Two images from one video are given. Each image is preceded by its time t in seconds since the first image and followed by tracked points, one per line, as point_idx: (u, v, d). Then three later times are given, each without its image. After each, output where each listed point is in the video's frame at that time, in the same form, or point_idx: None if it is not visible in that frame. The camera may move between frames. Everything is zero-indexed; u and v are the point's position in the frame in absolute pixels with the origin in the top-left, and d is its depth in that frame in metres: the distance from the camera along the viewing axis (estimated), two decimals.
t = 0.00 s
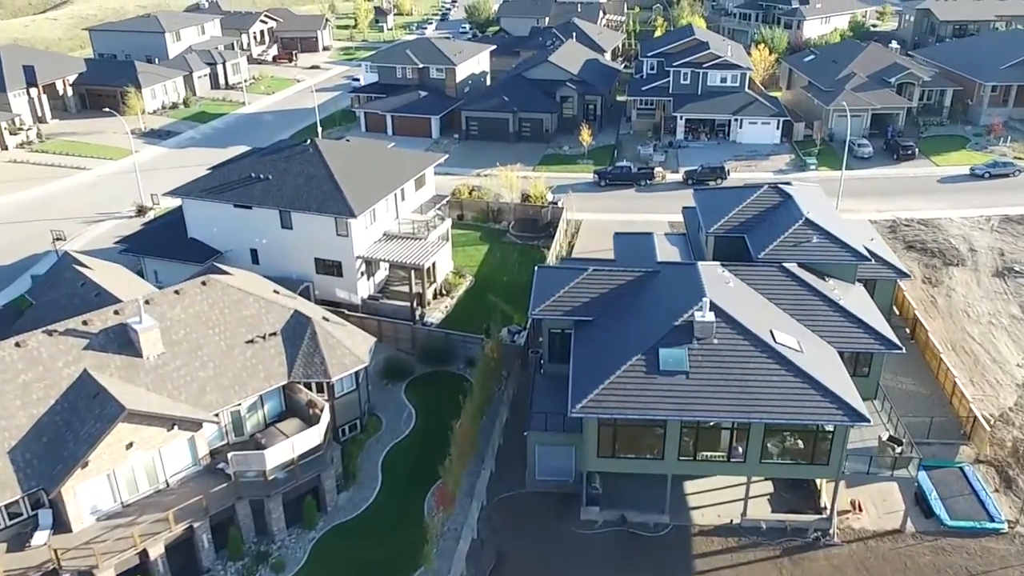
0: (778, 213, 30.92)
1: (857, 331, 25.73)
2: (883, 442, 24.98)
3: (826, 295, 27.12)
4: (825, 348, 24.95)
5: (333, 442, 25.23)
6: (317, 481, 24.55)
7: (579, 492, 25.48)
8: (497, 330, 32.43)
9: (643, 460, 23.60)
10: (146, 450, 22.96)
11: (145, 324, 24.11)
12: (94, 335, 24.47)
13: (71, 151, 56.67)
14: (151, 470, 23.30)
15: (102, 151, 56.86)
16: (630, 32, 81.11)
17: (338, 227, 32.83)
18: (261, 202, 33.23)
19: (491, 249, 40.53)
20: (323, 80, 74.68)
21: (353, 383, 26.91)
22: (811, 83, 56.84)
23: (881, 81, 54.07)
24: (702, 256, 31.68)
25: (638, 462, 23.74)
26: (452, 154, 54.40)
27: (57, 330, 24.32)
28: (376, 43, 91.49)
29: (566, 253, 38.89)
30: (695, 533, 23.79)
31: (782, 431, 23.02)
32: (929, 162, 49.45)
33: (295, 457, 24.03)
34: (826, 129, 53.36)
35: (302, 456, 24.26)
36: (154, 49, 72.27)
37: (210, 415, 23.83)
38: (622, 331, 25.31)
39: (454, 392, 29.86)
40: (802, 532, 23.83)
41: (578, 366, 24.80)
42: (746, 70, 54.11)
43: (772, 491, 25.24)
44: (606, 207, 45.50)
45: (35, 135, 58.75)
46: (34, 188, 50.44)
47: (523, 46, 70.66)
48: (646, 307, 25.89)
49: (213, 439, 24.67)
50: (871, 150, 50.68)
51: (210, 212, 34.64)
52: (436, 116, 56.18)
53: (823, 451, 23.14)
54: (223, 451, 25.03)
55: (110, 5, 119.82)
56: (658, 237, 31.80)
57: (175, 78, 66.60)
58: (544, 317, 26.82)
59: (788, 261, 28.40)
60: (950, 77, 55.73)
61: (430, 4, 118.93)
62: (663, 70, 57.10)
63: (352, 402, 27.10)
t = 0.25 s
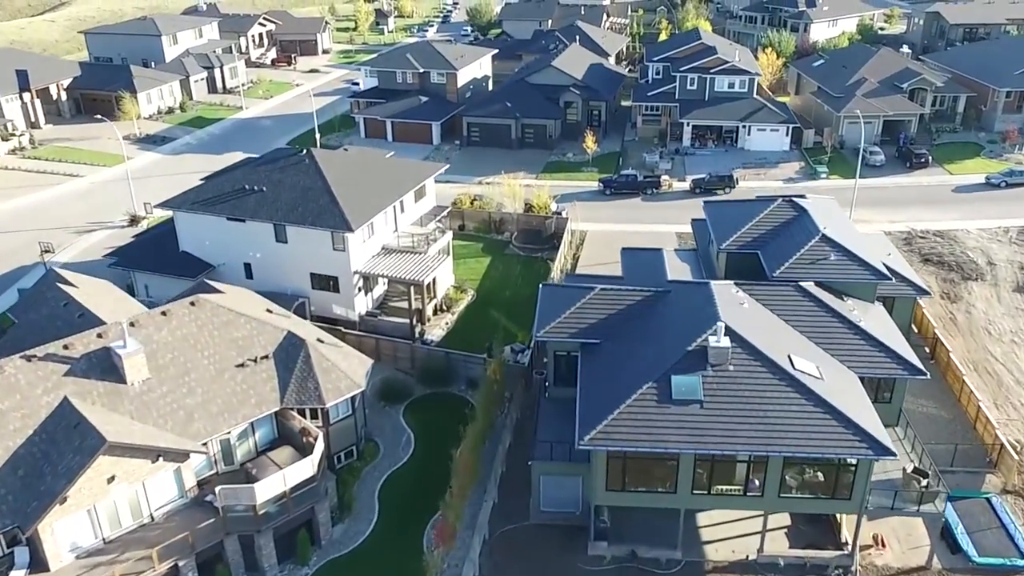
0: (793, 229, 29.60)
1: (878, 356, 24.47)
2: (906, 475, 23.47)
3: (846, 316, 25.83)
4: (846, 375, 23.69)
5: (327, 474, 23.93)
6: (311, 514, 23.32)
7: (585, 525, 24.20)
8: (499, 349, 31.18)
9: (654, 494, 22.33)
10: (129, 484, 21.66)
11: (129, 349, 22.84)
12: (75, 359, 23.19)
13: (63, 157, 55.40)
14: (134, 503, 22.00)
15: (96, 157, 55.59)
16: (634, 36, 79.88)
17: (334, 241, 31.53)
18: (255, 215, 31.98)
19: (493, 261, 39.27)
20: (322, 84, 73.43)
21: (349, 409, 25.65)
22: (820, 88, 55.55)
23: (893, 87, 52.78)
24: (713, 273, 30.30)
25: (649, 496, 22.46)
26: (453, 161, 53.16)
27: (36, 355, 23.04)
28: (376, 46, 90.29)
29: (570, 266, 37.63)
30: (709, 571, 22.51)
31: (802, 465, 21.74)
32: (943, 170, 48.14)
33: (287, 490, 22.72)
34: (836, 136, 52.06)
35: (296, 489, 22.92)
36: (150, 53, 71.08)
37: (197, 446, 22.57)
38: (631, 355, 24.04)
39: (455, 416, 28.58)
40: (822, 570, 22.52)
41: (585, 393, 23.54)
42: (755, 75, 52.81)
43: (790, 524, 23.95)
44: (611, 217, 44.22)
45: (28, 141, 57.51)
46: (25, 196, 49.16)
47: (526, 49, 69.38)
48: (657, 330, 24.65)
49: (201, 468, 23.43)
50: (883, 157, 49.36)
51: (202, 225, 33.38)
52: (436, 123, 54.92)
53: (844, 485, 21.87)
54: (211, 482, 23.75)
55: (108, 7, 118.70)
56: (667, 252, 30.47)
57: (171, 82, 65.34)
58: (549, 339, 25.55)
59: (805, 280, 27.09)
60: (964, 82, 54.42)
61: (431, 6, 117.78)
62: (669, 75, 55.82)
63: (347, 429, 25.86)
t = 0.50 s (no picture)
0: (810, 245, 28.36)
1: (903, 382, 23.24)
2: (934, 509, 21.98)
3: (867, 339, 24.62)
4: (870, 403, 22.47)
5: (321, 507, 22.63)
6: (305, 549, 22.23)
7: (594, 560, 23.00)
8: (503, 368, 29.99)
9: (668, 531, 21.12)
10: (112, 519, 20.37)
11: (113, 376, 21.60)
12: (57, 386, 21.99)
13: (57, 163, 54.24)
14: (118, 538, 20.74)
15: (90, 164, 54.41)
16: (638, 40, 78.71)
17: (332, 257, 30.32)
18: (249, 228, 30.79)
19: (496, 274, 38.06)
20: (322, 88, 72.25)
21: (346, 435, 24.48)
22: (831, 93, 54.32)
23: (905, 93, 51.54)
24: (726, 290, 29.04)
25: (662, 533, 21.27)
26: (455, 168, 51.98)
27: (16, 382, 21.84)
28: (377, 49, 89.16)
29: (576, 279, 36.41)
30: None
31: (825, 501, 20.51)
32: (957, 179, 46.90)
33: (280, 525, 21.49)
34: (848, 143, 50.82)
35: (288, 523, 21.67)
36: (147, 56, 69.94)
37: (185, 478, 21.34)
38: (643, 382, 22.85)
39: (458, 440, 27.38)
40: None
41: (595, 422, 22.36)
42: (764, 80, 51.59)
43: (809, 560, 22.76)
44: (617, 227, 43.00)
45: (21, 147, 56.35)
46: (16, 204, 47.99)
47: (529, 53, 68.20)
48: (670, 355, 23.46)
49: (189, 500, 22.26)
50: (896, 165, 48.13)
51: (195, 238, 32.20)
52: (438, 128, 53.74)
53: (869, 522, 20.66)
54: (201, 514, 22.54)
55: (105, 9, 117.56)
56: (678, 269, 29.23)
57: (168, 87, 64.20)
58: (556, 363, 24.34)
59: (824, 300, 25.86)
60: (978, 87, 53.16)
61: (432, 7, 116.63)
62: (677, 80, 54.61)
63: (344, 456, 24.67)
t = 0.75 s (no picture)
0: (828, 261, 27.21)
1: (931, 410, 22.05)
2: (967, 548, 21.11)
3: (892, 363, 23.43)
4: (896, 434, 21.29)
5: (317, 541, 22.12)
6: None
7: None
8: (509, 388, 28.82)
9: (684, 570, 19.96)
10: (96, 556, 18.95)
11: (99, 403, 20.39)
12: (40, 414, 20.83)
13: (52, 170, 53.13)
14: None
15: (86, 170, 53.27)
16: (644, 43, 77.55)
17: (331, 272, 29.19)
18: (245, 242, 29.65)
19: (500, 287, 36.89)
20: (322, 92, 71.12)
21: (344, 463, 23.35)
22: (842, 99, 53.13)
23: (919, 98, 50.37)
24: (741, 308, 27.87)
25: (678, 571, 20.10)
26: (458, 175, 50.84)
27: None
28: (379, 51, 88.05)
29: (583, 292, 35.20)
30: None
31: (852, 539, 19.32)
32: (974, 187, 45.69)
33: (273, 562, 20.87)
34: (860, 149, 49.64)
35: (281, 560, 21.10)
36: (145, 59, 68.85)
37: (174, 512, 20.13)
38: (658, 409, 21.68)
39: (462, 465, 26.19)
40: None
41: (607, 452, 21.20)
42: (774, 85, 50.40)
43: None
44: (625, 237, 41.80)
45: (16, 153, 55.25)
46: (9, 212, 46.89)
47: (534, 56, 67.06)
48: (685, 381, 22.28)
49: (180, 533, 21.15)
50: (911, 173, 46.94)
51: (189, 251, 31.07)
52: (440, 134, 52.61)
53: (898, 562, 19.48)
54: (191, 548, 21.39)
55: (105, 10, 116.53)
56: (691, 286, 28.06)
57: (165, 90, 63.10)
58: (565, 388, 23.19)
59: (845, 320, 24.67)
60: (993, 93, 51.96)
61: (435, 9, 115.50)
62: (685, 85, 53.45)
63: (342, 485, 23.56)
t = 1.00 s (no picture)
0: (848, 279, 26.01)
1: (961, 440, 20.88)
2: None
3: (918, 388, 22.25)
4: (926, 467, 20.11)
5: None
6: None
7: None
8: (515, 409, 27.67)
9: None
10: None
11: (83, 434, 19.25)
12: (21, 444, 19.71)
13: (47, 176, 52.06)
14: None
15: (82, 176, 52.19)
16: (650, 46, 76.47)
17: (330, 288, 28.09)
18: (241, 256, 28.55)
19: (505, 300, 35.78)
20: (323, 95, 70.07)
21: (342, 493, 22.23)
22: (854, 104, 51.97)
23: (933, 104, 49.21)
24: (757, 326, 26.70)
25: None
26: (462, 182, 49.73)
27: None
28: (381, 54, 87.02)
29: (591, 305, 34.07)
30: None
31: None
32: (991, 196, 44.51)
33: None
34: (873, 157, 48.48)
35: None
36: (144, 62, 67.84)
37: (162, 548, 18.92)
38: (674, 439, 20.54)
39: (466, 492, 25.05)
40: None
41: (620, 485, 20.07)
42: (785, 91, 49.25)
43: None
44: (633, 248, 40.65)
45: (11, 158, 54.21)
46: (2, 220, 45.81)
47: (538, 59, 65.96)
48: (702, 409, 21.11)
49: (169, 568, 19.99)
50: (926, 181, 45.76)
51: (183, 265, 29.96)
52: (443, 140, 51.50)
53: None
54: None
55: (106, 12, 115.71)
56: (705, 303, 26.89)
57: (164, 94, 62.06)
58: (575, 415, 22.05)
59: (868, 343, 23.51)
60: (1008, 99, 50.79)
61: (438, 11, 114.52)
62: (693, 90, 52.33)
63: (341, 515, 22.45)
